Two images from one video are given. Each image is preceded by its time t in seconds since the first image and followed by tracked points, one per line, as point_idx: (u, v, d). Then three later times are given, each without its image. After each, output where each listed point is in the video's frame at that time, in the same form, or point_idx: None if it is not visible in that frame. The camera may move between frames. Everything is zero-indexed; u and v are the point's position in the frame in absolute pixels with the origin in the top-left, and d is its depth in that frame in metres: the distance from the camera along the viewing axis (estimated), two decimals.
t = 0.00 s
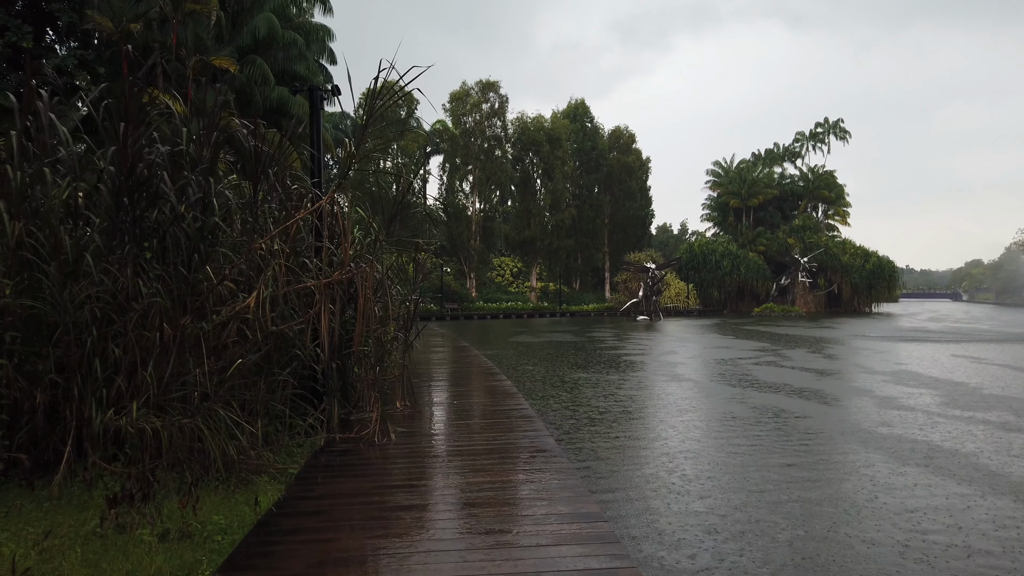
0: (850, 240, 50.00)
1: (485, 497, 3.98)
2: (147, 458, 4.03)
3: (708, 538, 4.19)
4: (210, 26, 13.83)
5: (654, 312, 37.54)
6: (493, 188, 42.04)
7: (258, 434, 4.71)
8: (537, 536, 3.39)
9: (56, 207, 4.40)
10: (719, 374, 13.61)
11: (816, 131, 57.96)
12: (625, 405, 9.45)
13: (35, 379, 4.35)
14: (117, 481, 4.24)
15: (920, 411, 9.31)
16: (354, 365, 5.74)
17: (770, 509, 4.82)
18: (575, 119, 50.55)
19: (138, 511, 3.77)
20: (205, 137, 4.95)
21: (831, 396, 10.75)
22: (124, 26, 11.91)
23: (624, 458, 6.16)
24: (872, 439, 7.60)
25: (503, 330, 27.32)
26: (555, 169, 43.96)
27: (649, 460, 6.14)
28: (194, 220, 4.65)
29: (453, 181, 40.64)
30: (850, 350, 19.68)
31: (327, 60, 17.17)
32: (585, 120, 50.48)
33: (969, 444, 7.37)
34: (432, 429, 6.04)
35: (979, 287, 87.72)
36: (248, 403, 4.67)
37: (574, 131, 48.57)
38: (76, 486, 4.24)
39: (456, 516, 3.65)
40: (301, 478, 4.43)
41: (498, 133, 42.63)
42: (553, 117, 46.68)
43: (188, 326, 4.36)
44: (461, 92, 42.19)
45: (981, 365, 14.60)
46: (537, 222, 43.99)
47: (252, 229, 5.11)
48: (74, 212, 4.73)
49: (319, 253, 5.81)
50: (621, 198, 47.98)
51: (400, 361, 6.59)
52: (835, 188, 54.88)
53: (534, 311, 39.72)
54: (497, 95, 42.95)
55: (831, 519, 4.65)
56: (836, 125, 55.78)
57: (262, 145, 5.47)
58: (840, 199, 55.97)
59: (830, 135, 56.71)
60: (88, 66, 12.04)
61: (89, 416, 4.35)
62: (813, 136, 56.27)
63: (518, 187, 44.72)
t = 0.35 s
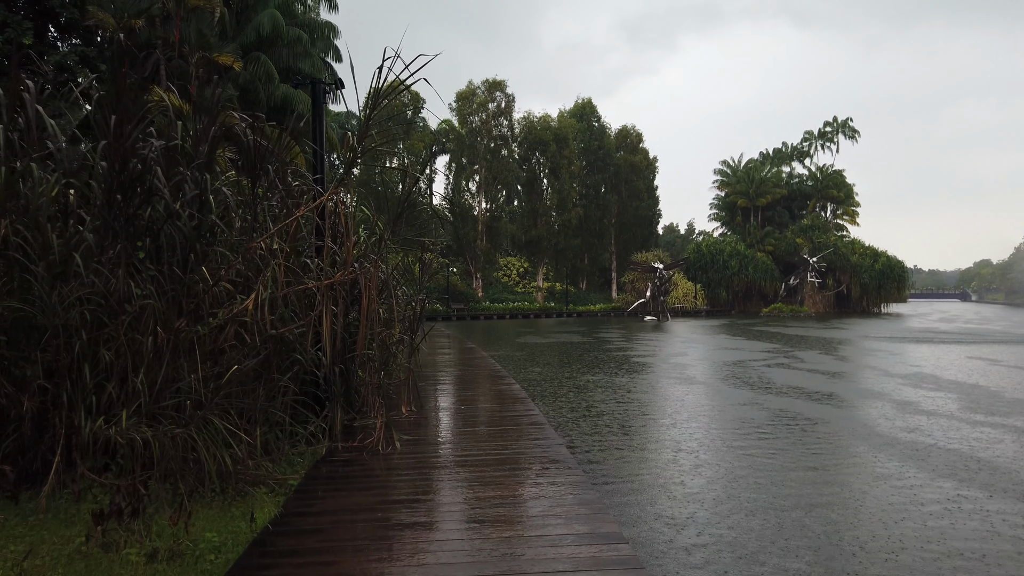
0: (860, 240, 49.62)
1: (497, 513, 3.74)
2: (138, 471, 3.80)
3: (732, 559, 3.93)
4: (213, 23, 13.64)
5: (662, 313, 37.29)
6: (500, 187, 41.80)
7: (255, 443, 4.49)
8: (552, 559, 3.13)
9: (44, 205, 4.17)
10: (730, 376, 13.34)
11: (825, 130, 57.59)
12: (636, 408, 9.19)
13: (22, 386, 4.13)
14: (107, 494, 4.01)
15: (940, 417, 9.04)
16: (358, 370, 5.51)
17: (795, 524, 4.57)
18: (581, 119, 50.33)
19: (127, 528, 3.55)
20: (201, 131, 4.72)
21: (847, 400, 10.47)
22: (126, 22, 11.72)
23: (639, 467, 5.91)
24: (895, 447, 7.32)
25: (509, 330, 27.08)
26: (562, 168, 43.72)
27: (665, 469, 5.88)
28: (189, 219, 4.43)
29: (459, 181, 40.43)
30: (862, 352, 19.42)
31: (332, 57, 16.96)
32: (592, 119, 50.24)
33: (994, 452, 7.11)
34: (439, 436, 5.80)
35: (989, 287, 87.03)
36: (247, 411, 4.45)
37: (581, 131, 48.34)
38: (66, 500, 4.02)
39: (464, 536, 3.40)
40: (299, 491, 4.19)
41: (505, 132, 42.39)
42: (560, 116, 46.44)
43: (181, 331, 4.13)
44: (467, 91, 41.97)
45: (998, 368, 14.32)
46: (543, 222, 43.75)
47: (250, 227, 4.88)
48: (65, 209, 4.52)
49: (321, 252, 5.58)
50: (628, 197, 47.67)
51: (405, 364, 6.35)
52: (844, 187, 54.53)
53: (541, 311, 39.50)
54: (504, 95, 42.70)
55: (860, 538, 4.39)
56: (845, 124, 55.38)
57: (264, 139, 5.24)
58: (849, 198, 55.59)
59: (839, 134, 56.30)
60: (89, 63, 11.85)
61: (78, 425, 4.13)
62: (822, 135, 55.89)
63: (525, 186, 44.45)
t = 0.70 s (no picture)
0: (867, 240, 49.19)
1: (500, 531, 3.47)
2: (115, 483, 3.55)
3: None
4: (213, 19, 13.42)
5: (667, 313, 36.96)
6: (503, 186, 41.55)
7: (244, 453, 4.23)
8: None
9: (19, 199, 3.93)
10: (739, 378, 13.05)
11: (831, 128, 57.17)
12: (643, 412, 8.92)
13: None
14: (85, 507, 3.76)
15: (958, 420, 8.74)
16: (356, 373, 5.26)
17: (817, 538, 4.30)
18: (586, 118, 50.07)
19: (103, 546, 3.29)
20: (189, 122, 4.47)
21: (860, 402, 10.18)
22: (122, 16, 11.49)
23: (650, 475, 5.64)
24: (913, 451, 7.04)
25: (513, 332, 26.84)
26: (566, 168, 43.47)
27: (678, 477, 5.61)
28: (175, 214, 4.18)
29: (462, 180, 40.18)
30: (873, 352, 19.09)
31: (334, 54, 16.74)
32: (596, 118, 49.97)
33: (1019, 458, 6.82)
34: (440, 443, 5.54)
35: (996, 287, 86.43)
36: (236, 419, 4.20)
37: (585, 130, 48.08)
38: (42, 513, 3.78)
39: (463, 556, 3.14)
40: (290, 503, 3.94)
41: (509, 131, 42.13)
42: (564, 115, 46.16)
43: (165, 333, 3.88)
44: (471, 90, 41.73)
45: (1014, 369, 13.98)
46: (547, 221, 43.49)
47: (241, 223, 4.63)
48: (44, 204, 4.27)
49: (317, 250, 5.33)
50: (632, 197, 47.37)
51: (404, 367, 6.10)
52: (850, 186, 54.10)
53: (545, 311, 39.21)
54: (507, 93, 42.44)
55: (887, 552, 4.12)
56: (852, 122, 54.96)
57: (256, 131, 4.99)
58: (856, 197, 55.18)
59: (845, 132, 55.89)
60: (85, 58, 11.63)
61: (56, 433, 3.88)
62: (828, 134, 55.49)
63: (529, 186, 44.17)
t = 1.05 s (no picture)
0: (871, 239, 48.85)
1: (501, 557, 3.21)
2: (88, 502, 3.29)
3: None
4: (210, 16, 13.21)
5: (670, 313, 36.67)
6: (506, 186, 41.31)
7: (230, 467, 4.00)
8: None
9: None
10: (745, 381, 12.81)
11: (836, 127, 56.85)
12: (648, 418, 8.68)
13: None
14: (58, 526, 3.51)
15: (973, 425, 8.49)
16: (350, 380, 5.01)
17: (839, 556, 4.05)
18: (588, 117, 49.80)
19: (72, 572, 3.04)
20: (173, 117, 4.22)
21: (871, 406, 9.92)
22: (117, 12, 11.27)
23: (660, 486, 5.39)
24: (930, 458, 6.79)
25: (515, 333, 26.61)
26: (568, 167, 43.25)
27: (690, 488, 5.37)
28: (157, 213, 3.94)
29: (464, 180, 39.93)
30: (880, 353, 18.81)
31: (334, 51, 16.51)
32: (599, 117, 49.71)
33: None
34: (440, 454, 5.29)
35: (1000, 287, 86.03)
36: (221, 430, 3.95)
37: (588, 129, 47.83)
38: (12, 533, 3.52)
39: None
40: (277, 522, 3.69)
41: (511, 130, 41.89)
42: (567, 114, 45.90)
43: (144, 340, 3.63)
44: (473, 89, 41.48)
45: None
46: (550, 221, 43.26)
47: (228, 223, 4.38)
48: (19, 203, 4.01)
49: (309, 251, 5.09)
50: (635, 196, 47.10)
51: (401, 373, 5.85)
52: (854, 185, 53.77)
53: (547, 311, 38.95)
54: (510, 92, 42.20)
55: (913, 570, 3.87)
56: (856, 121, 54.63)
57: (245, 126, 4.73)
58: (860, 196, 54.85)
59: (849, 131, 55.56)
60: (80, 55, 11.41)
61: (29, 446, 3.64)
62: (833, 133, 55.17)
63: (531, 185, 43.93)
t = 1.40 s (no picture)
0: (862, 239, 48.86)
1: None
2: (43, 523, 3.01)
3: None
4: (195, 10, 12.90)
5: (662, 313, 36.47)
6: (497, 185, 41.04)
7: (203, 479, 3.74)
8: None
9: None
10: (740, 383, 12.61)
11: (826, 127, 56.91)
12: (643, 422, 8.44)
13: None
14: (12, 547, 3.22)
15: (974, 427, 8.31)
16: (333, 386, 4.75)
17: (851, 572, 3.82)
18: (580, 117, 49.62)
19: None
20: (142, 105, 3.94)
21: (870, 408, 9.72)
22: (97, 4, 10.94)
23: (659, 496, 5.16)
24: (935, 462, 6.59)
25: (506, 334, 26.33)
26: (560, 167, 43.08)
27: (690, 498, 5.14)
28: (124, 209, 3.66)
29: (456, 179, 39.63)
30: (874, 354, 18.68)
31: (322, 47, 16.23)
32: (590, 117, 49.53)
33: None
34: (429, 464, 5.03)
35: (989, 288, 86.43)
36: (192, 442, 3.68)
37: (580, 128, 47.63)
38: None
39: None
40: (252, 540, 3.42)
41: (503, 130, 41.64)
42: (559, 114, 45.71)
43: (108, 345, 3.36)
44: (465, 88, 41.19)
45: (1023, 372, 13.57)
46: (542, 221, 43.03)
47: (202, 218, 4.10)
48: None
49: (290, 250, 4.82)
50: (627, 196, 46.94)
51: (387, 377, 5.59)
52: (845, 185, 53.80)
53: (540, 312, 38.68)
54: (501, 91, 41.96)
55: None
56: (847, 121, 54.71)
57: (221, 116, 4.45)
58: (851, 197, 54.89)
59: (840, 131, 55.63)
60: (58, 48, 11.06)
61: None
62: (824, 133, 55.22)
63: (523, 185, 43.69)
